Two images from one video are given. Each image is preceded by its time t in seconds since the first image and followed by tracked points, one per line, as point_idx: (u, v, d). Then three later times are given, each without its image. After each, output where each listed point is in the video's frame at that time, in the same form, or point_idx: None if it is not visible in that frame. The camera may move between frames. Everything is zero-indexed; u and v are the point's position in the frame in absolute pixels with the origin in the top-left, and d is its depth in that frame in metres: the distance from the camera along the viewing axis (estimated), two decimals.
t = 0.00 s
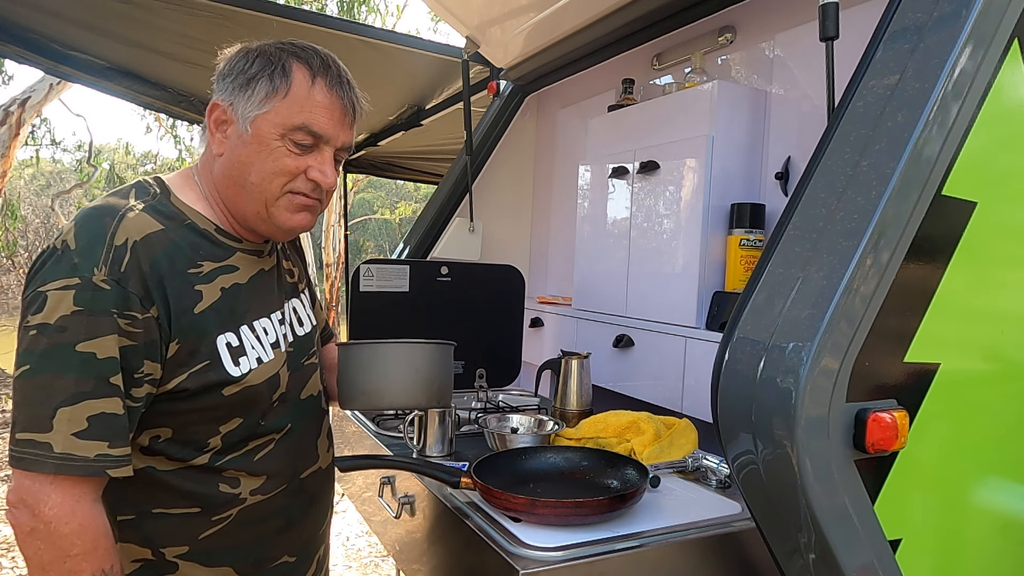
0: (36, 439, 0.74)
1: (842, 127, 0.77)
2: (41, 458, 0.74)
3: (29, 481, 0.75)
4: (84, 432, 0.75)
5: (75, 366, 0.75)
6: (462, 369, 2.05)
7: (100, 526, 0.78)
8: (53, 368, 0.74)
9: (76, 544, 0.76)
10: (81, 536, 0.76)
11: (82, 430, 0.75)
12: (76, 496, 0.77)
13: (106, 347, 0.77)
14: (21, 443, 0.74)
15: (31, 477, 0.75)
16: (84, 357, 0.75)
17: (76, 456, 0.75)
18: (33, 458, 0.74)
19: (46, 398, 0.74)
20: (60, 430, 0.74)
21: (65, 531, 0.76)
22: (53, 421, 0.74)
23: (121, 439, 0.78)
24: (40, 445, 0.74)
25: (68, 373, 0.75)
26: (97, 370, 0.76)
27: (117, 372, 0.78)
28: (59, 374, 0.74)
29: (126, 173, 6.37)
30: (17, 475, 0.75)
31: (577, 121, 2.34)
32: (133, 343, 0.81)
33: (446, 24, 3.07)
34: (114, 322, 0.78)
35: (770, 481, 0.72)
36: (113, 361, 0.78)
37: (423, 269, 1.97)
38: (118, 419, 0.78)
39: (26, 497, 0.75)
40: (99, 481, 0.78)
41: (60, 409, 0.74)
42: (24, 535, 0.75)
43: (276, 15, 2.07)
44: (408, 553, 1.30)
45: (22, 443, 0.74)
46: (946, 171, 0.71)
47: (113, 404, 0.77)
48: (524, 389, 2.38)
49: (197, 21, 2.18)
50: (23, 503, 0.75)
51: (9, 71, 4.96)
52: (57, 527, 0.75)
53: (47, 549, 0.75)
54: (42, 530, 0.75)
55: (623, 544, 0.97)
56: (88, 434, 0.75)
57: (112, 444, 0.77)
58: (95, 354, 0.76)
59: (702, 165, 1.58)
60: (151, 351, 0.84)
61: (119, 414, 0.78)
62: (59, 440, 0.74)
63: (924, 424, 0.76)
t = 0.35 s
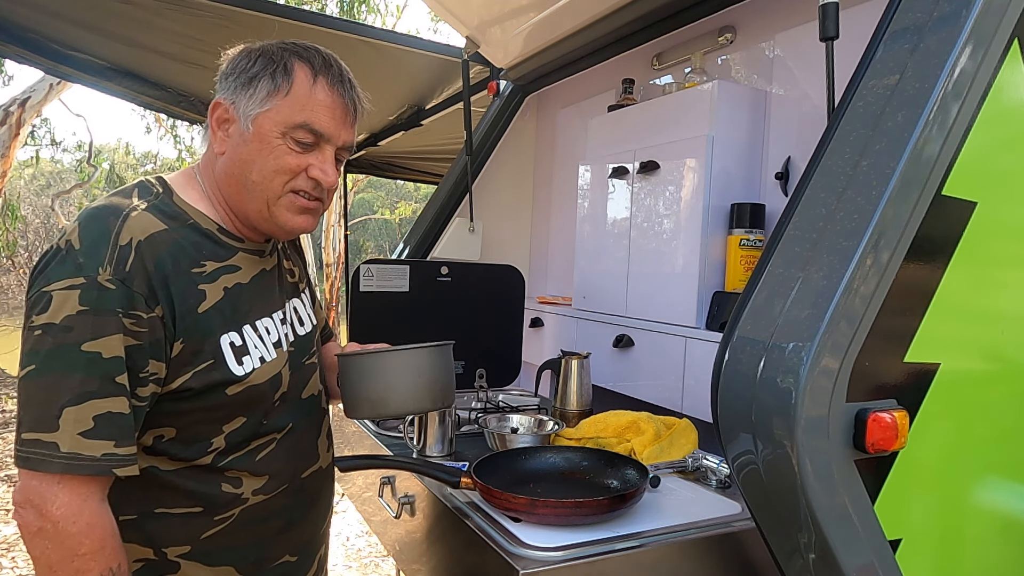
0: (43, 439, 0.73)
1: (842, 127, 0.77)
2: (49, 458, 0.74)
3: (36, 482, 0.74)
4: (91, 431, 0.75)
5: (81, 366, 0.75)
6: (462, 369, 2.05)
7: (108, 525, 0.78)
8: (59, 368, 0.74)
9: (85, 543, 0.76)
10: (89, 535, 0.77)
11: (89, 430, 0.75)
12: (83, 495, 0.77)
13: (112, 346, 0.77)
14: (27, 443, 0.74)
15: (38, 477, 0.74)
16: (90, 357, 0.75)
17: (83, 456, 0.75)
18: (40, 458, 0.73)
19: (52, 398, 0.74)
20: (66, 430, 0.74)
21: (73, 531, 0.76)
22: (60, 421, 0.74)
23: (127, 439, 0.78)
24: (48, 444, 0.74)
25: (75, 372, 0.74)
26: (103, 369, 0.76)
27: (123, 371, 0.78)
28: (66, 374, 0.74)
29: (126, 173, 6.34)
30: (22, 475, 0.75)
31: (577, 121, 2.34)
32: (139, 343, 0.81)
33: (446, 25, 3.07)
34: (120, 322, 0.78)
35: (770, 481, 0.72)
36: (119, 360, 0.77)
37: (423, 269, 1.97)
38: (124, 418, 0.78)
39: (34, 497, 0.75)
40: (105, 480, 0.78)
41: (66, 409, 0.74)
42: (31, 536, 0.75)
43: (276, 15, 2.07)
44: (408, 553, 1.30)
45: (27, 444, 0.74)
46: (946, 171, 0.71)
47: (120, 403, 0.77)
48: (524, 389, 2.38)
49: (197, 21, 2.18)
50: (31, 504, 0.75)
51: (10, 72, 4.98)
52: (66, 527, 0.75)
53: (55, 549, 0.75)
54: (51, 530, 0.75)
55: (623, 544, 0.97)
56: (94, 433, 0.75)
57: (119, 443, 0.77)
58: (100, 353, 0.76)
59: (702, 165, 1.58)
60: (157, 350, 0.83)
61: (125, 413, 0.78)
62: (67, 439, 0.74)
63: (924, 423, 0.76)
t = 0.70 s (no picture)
0: (52, 434, 0.74)
1: (842, 127, 0.77)
2: (58, 452, 0.74)
3: (43, 477, 0.74)
4: (100, 425, 0.75)
5: (90, 360, 0.75)
6: (462, 369, 2.04)
7: (116, 520, 0.79)
8: (66, 364, 0.74)
9: (93, 540, 0.76)
10: (98, 530, 0.77)
11: (98, 423, 0.75)
12: (93, 489, 0.76)
13: (120, 340, 0.77)
14: (36, 438, 0.74)
15: (47, 473, 0.74)
16: (98, 351, 0.75)
17: (93, 449, 0.75)
18: (49, 453, 0.73)
19: (60, 393, 0.74)
20: (75, 424, 0.74)
21: (82, 526, 0.76)
22: (69, 415, 0.74)
23: (136, 433, 0.78)
24: (57, 439, 0.74)
25: (84, 366, 0.74)
26: (111, 363, 0.76)
27: (131, 364, 0.78)
28: (74, 368, 0.74)
29: (127, 173, 6.23)
30: (31, 470, 0.75)
31: (578, 121, 2.34)
32: (147, 337, 0.81)
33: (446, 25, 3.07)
34: (127, 316, 0.78)
35: (770, 480, 0.72)
36: (127, 354, 0.77)
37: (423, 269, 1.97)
38: (133, 412, 0.78)
39: (42, 493, 0.75)
40: (114, 475, 0.78)
41: (75, 403, 0.74)
42: (39, 531, 0.75)
43: (276, 15, 2.07)
44: (408, 553, 1.30)
45: (37, 439, 0.74)
46: (946, 171, 0.71)
47: (129, 397, 0.77)
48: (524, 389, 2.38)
49: (197, 21, 2.18)
50: (40, 499, 0.75)
51: (10, 72, 4.98)
52: (75, 523, 0.75)
53: (64, 543, 0.75)
54: (60, 526, 0.75)
55: (623, 544, 0.97)
56: (104, 427, 0.75)
57: (128, 436, 0.77)
58: (108, 347, 0.76)
59: (702, 165, 1.58)
60: (165, 345, 0.83)
61: (134, 408, 0.78)
62: (76, 433, 0.74)
63: (924, 424, 0.76)
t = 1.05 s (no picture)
0: (67, 432, 0.73)
1: (842, 127, 0.77)
2: (75, 450, 0.73)
3: (58, 476, 0.74)
4: (117, 422, 0.75)
5: (107, 358, 0.75)
6: (462, 369, 2.04)
7: (131, 517, 0.78)
8: (82, 361, 0.74)
9: (109, 537, 0.76)
10: (114, 528, 0.77)
11: (114, 421, 0.75)
12: (108, 487, 0.76)
13: (136, 338, 0.77)
14: (50, 436, 0.73)
15: (61, 471, 0.74)
16: (114, 349, 0.75)
17: (110, 447, 0.75)
18: (65, 451, 0.73)
19: (76, 391, 0.74)
20: (92, 421, 0.74)
21: (98, 523, 0.76)
22: (85, 413, 0.74)
23: (151, 430, 0.78)
24: (73, 437, 0.73)
25: (100, 364, 0.74)
26: (127, 360, 0.76)
27: (147, 362, 0.78)
28: (90, 366, 0.74)
29: (126, 173, 6.31)
30: (44, 469, 0.74)
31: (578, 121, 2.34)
32: (160, 335, 0.81)
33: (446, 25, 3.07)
34: (142, 315, 0.78)
35: (770, 480, 0.72)
36: (142, 353, 0.77)
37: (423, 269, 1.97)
38: (148, 411, 0.78)
39: (56, 491, 0.74)
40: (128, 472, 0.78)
41: (91, 401, 0.74)
42: (54, 530, 0.75)
43: (276, 15, 2.07)
44: (408, 553, 1.30)
45: (50, 437, 0.73)
46: (946, 171, 0.71)
47: (144, 394, 0.77)
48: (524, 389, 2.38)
49: (197, 21, 2.18)
50: (53, 498, 0.74)
51: (10, 71, 4.98)
52: (92, 520, 0.75)
53: (80, 542, 0.75)
54: (76, 524, 0.75)
55: (623, 544, 0.97)
56: (120, 424, 0.75)
57: (144, 434, 0.77)
58: (124, 345, 0.76)
59: (702, 165, 1.58)
60: (177, 344, 0.84)
61: (148, 405, 0.78)
62: (92, 431, 0.74)
63: (924, 424, 0.76)
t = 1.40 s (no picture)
0: (81, 430, 0.74)
1: (841, 127, 0.77)
2: (89, 448, 0.74)
3: (71, 472, 0.75)
4: (131, 421, 0.76)
5: (121, 360, 0.76)
6: (462, 369, 2.04)
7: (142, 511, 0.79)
8: (97, 361, 0.75)
9: (122, 531, 0.77)
10: (127, 522, 0.77)
11: (128, 420, 0.76)
12: (120, 482, 0.77)
13: (149, 339, 0.78)
14: (64, 434, 0.74)
15: (75, 466, 0.75)
16: (128, 350, 0.76)
17: (124, 445, 0.76)
18: (79, 448, 0.74)
19: (92, 390, 0.74)
20: (106, 420, 0.75)
21: (112, 517, 0.76)
22: (99, 412, 0.74)
23: (163, 428, 0.79)
24: (88, 434, 0.74)
25: (115, 366, 0.75)
26: (141, 361, 0.77)
27: (159, 364, 0.79)
28: (104, 367, 0.75)
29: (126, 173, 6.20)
30: (58, 464, 0.75)
31: (578, 121, 2.34)
32: (171, 337, 0.82)
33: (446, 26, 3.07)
34: (155, 318, 0.79)
35: (770, 480, 0.72)
36: (155, 354, 0.78)
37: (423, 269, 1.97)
38: (160, 410, 0.79)
39: (70, 486, 0.75)
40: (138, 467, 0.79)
41: (106, 400, 0.75)
42: (68, 524, 0.75)
43: (277, 15, 2.08)
44: (408, 553, 1.30)
45: (63, 435, 0.74)
46: (947, 171, 0.71)
47: (157, 394, 0.78)
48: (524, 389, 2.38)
49: (197, 21, 2.18)
50: (66, 492, 0.75)
51: (10, 71, 4.98)
52: (105, 514, 0.76)
53: (94, 535, 0.76)
54: (89, 518, 0.75)
55: (623, 544, 0.97)
56: (134, 423, 0.76)
57: (156, 432, 0.78)
58: (138, 347, 0.77)
59: (702, 165, 1.58)
60: (186, 346, 0.84)
61: (161, 405, 0.79)
62: (107, 429, 0.75)
63: (924, 424, 0.76)
